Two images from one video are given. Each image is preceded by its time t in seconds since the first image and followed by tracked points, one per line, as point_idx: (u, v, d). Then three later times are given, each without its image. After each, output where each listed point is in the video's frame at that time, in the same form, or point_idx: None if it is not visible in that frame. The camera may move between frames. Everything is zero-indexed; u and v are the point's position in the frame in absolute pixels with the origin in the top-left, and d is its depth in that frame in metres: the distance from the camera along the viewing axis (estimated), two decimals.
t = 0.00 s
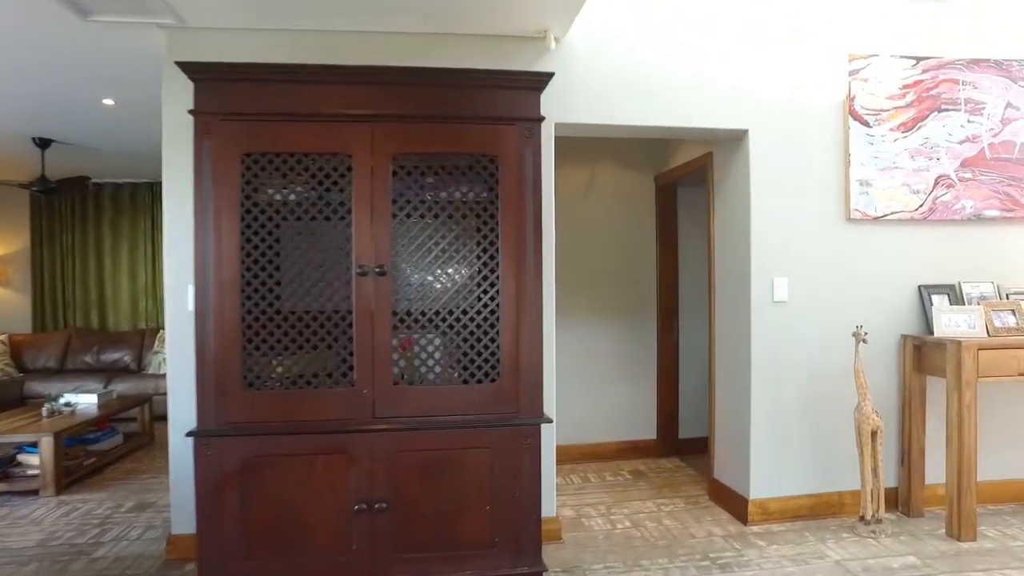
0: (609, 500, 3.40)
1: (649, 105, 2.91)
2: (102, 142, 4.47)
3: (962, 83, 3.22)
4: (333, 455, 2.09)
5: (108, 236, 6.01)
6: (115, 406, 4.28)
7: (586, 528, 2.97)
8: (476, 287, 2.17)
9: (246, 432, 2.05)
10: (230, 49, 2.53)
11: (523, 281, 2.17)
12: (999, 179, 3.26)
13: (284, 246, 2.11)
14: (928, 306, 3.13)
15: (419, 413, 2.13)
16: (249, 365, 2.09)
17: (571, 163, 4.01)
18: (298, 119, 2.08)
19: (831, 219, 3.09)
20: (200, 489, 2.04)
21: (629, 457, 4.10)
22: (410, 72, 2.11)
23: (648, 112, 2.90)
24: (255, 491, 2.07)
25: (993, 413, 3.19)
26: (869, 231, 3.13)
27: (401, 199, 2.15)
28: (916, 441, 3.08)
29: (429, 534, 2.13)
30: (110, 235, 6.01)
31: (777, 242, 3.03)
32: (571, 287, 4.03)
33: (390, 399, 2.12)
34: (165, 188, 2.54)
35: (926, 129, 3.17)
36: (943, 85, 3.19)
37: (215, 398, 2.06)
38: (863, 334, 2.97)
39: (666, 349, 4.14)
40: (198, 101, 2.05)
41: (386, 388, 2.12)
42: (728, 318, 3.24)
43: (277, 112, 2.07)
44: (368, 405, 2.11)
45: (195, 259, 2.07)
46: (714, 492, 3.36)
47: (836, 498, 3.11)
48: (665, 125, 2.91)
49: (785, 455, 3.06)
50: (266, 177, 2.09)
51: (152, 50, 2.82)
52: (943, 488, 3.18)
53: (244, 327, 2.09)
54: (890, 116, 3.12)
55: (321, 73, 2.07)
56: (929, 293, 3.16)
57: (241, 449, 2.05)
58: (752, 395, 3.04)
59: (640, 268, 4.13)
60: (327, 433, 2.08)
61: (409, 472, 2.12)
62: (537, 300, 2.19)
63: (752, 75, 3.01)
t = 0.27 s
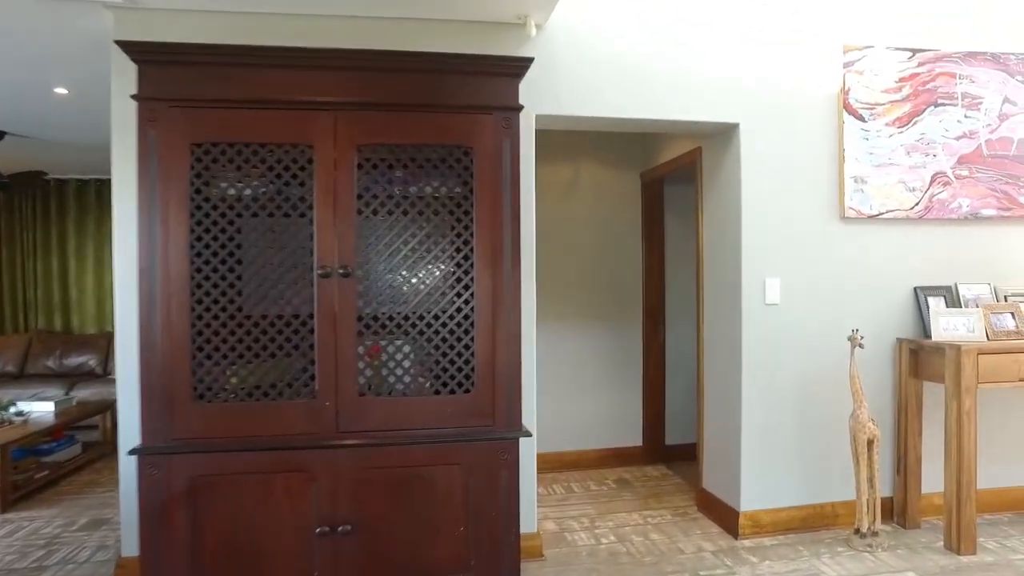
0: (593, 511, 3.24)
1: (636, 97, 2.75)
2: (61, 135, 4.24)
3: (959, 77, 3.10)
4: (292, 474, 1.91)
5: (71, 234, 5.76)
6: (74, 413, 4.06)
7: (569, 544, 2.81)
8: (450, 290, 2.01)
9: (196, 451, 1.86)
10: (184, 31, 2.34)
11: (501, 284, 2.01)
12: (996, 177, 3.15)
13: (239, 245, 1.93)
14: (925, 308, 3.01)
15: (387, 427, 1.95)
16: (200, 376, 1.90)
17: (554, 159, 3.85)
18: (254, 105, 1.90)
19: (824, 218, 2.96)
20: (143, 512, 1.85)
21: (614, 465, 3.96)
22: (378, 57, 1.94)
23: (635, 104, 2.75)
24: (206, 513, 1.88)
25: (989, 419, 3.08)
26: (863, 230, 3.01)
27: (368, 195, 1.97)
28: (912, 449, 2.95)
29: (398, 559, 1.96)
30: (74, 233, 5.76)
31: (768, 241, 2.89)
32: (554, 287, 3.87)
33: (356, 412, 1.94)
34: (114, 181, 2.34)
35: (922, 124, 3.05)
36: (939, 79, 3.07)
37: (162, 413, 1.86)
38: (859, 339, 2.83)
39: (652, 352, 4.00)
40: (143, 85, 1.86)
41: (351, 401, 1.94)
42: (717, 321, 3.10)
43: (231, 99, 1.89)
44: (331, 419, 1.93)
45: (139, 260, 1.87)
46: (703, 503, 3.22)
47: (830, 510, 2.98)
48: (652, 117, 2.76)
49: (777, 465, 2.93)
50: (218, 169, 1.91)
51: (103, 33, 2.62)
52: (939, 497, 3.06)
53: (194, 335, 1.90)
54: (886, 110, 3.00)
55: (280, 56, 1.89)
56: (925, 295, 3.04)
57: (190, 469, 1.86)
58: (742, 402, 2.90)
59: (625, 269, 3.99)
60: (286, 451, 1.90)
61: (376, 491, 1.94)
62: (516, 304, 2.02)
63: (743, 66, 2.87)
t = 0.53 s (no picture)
0: (572, 524, 3.09)
1: (617, 88, 2.61)
2: (9, 126, 4.00)
3: (950, 71, 3.00)
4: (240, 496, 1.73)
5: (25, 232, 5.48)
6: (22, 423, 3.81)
7: (547, 560, 2.66)
8: (414, 292, 1.84)
9: (130, 471, 1.66)
10: (123, 2, 2.12)
11: (470, 286, 1.84)
12: (986, 175, 3.05)
13: (180, 243, 1.74)
14: (916, 311, 2.90)
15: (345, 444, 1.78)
16: (134, 387, 1.71)
17: (532, 154, 3.70)
18: (196, 87, 1.71)
19: (813, 216, 2.84)
20: (68, 541, 1.64)
21: (594, 473, 3.82)
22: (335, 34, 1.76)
23: (616, 95, 2.60)
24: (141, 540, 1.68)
25: (978, 424, 2.99)
26: (852, 229, 2.89)
27: (324, 188, 1.80)
28: (902, 456, 2.85)
29: None
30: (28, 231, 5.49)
31: (755, 240, 2.77)
32: (532, 288, 3.72)
33: (311, 427, 1.76)
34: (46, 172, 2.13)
35: (913, 119, 2.94)
36: (929, 73, 2.96)
37: (91, 429, 1.67)
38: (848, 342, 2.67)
39: (633, 355, 3.87)
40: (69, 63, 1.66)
41: (305, 414, 1.76)
42: (702, 323, 2.97)
43: (170, 80, 1.70)
44: (283, 434, 1.76)
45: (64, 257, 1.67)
46: (687, 514, 3.09)
47: (818, 521, 2.86)
48: (634, 109, 2.62)
49: (764, 474, 2.80)
50: (156, 158, 1.72)
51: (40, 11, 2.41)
52: (929, 505, 2.96)
53: (128, 341, 1.70)
54: (876, 104, 2.88)
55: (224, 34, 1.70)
56: (915, 296, 2.94)
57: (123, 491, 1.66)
58: (728, 408, 2.77)
59: (606, 269, 3.84)
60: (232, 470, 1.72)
61: (333, 513, 1.77)
62: (487, 308, 1.85)
63: (730, 56, 2.74)
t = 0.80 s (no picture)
0: (549, 535, 2.93)
1: (599, 73, 2.45)
2: None
3: (942, 62, 2.88)
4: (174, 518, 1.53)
5: None
6: None
7: None
8: (373, 289, 1.66)
9: (45, 492, 1.46)
10: None
11: (436, 283, 1.67)
12: (978, 170, 2.95)
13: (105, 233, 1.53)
14: (908, 312, 2.79)
15: (295, 458, 1.59)
16: (51, 396, 1.50)
17: (509, 146, 3.54)
18: (123, 56, 1.51)
19: (802, 212, 2.71)
20: None
21: (573, 480, 3.66)
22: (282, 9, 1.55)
23: (597, 80, 2.44)
24: (59, 569, 1.49)
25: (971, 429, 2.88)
26: (841, 225, 2.77)
27: (272, 172, 1.61)
28: (893, 463, 2.73)
29: None
30: None
31: (741, 235, 2.63)
32: (508, 286, 3.56)
33: (256, 440, 1.57)
34: None
35: (904, 111, 2.82)
36: (921, 63, 2.85)
37: None
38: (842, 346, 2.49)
39: (613, 357, 3.72)
40: None
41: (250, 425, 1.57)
42: (686, 323, 2.82)
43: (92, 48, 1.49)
44: (223, 449, 1.56)
45: None
46: (670, 524, 2.94)
47: (807, 531, 2.73)
48: (616, 96, 2.46)
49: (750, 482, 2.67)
50: (77, 136, 1.51)
51: None
52: (921, 515, 2.84)
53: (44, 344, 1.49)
54: (867, 95, 2.76)
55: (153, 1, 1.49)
56: (907, 295, 2.82)
57: (37, 514, 1.46)
58: (712, 412, 2.63)
59: (585, 267, 3.69)
60: (164, 489, 1.52)
61: (281, 536, 1.58)
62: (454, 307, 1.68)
63: (717, 41, 2.59)
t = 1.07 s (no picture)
0: (527, 555, 2.74)
1: (580, 58, 2.27)
2: None
3: (939, 52, 2.73)
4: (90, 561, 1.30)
5: None
6: None
7: None
8: (324, 293, 1.46)
9: None
10: None
11: (396, 286, 1.47)
12: (975, 166, 2.81)
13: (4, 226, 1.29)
14: (904, 316, 2.66)
15: (233, 487, 1.38)
16: None
17: (484, 139, 3.35)
18: (22, 18, 1.27)
19: (794, 209, 2.56)
20: None
21: (553, 491, 3.49)
22: None
23: (578, 66, 2.26)
24: None
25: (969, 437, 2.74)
26: (836, 223, 2.62)
27: (206, 159, 1.39)
28: (890, 475, 2.59)
29: None
30: None
31: (731, 233, 2.48)
32: (484, 287, 3.37)
33: (187, 467, 1.36)
34: None
35: (900, 103, 2.67)
36: (918, 53, 2.70)
37: None
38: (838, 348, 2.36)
39: (594, 362, 3.55)
40: None
41: (179, 450, 1.35)
42: (673, 326, 2.66)
43: None
44: (147, 479, 1.34)
45: None
46: (656, 541, 2.77)
47: (801, 548, 2.58)
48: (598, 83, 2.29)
49: (741, 496, 2.51)
50: None
51: None
52: (919, 528, 2.70)
53: None
54: (862, 86, 2.61)
55: None
56: (903, 298, 2.69)
57: None
58: (701, 422, 2.47)
59: (565, 267, 3.51)
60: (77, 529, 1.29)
61: None
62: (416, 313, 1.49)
63: (706, 24, 2.43)
